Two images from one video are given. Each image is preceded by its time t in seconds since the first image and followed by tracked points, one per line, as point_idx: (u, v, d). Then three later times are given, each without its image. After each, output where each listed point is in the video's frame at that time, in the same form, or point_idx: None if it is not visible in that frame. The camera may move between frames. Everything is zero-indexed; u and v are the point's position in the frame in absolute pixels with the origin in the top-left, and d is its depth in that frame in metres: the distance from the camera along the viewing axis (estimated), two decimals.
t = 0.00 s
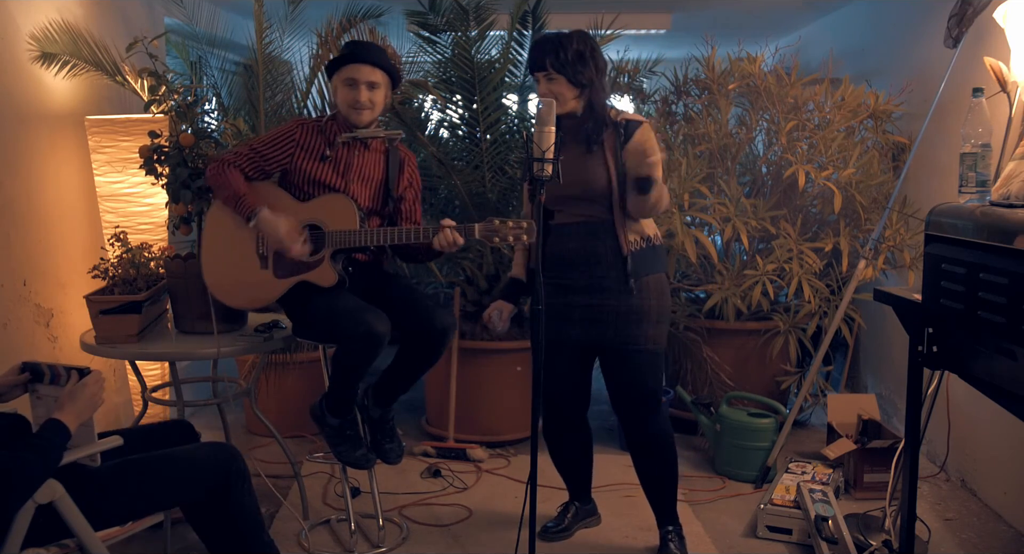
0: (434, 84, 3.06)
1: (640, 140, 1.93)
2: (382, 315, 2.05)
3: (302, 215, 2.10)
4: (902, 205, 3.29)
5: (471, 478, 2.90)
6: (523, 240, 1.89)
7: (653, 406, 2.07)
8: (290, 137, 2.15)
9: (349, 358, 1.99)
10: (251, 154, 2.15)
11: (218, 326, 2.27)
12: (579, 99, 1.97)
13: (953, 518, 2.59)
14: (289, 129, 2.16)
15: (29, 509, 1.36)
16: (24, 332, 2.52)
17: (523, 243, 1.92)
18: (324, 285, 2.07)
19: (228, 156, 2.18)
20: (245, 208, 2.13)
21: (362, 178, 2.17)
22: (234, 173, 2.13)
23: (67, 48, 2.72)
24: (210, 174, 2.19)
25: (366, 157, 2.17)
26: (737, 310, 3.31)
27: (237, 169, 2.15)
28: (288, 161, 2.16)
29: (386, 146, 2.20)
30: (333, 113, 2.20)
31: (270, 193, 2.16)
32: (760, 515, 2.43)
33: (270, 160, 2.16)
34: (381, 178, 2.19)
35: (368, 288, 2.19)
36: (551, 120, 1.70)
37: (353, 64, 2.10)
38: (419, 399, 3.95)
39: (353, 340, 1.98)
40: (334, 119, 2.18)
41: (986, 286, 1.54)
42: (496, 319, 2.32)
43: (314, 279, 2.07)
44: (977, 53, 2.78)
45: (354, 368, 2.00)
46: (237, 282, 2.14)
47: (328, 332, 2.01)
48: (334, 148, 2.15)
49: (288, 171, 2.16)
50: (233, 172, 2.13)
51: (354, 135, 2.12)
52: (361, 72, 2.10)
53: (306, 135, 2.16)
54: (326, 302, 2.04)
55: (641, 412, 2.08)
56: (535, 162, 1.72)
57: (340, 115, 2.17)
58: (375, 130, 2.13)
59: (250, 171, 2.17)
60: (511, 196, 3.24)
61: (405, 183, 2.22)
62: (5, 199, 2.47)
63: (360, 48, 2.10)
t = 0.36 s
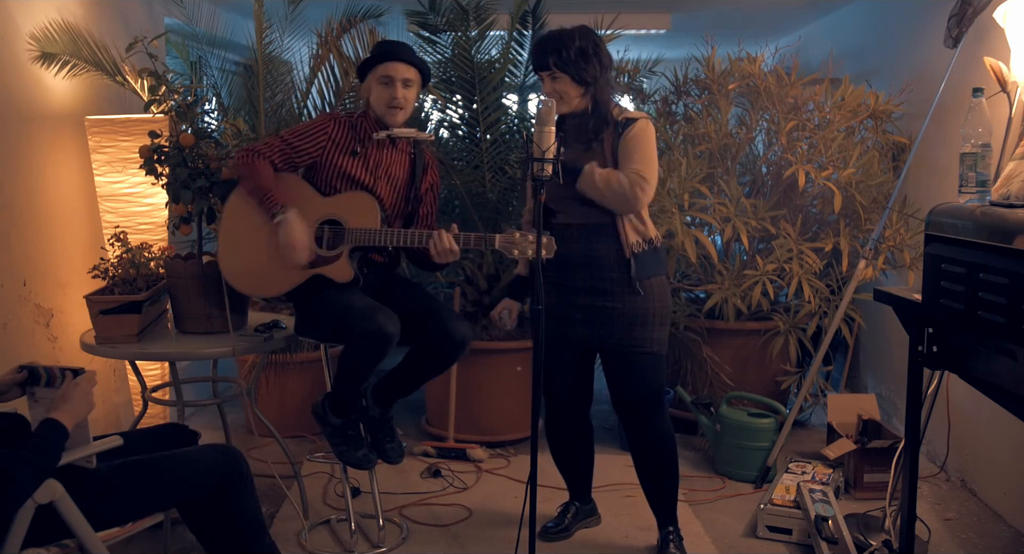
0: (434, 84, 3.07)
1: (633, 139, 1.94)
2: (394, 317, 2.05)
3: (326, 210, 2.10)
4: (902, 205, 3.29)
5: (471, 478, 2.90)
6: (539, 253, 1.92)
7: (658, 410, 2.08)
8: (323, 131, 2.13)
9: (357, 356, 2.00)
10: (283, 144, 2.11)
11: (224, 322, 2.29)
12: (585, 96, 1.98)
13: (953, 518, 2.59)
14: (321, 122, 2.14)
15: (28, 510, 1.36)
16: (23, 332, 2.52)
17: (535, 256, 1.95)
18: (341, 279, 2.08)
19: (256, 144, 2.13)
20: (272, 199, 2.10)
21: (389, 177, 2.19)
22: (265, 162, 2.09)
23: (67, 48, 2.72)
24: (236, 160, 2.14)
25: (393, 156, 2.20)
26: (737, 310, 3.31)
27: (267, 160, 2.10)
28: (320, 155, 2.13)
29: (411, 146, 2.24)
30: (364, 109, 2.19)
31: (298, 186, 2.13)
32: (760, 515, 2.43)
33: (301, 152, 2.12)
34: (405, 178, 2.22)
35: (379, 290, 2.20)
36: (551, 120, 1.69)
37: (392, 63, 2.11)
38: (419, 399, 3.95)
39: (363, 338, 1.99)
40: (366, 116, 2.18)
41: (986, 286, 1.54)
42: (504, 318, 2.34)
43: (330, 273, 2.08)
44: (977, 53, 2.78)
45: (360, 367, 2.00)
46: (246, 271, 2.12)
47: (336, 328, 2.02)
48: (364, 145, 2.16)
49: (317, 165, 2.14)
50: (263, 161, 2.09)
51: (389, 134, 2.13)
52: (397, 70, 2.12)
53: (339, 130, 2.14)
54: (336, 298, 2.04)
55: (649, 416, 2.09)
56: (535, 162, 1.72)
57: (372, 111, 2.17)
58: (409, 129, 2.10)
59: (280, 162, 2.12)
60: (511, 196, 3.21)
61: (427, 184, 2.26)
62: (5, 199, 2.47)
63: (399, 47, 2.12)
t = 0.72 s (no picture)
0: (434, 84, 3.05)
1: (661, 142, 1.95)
2: (397, 314, 2.05)
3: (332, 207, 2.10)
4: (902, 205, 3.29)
5: (471, 478, 2.90)
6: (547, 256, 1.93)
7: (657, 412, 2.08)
8: (328, 126, 2.14)
9: (361, 354, 2.00)
10: (289, 139, 2.13)
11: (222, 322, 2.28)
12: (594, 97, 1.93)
13: (953, 518, 2.59)
14: (327, 118, 2.15)
15: (28, 510, 1.36)
16: (23, 332, 2.52)
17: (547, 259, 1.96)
18: (346, 278, 2.09)
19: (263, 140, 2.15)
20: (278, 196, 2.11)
21: (395, 174, 2.18)
22: (271, 158, 2.10)
23: (67, 48, 2.73)
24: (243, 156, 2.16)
25: (399, 153, 2.19)
26: (737, 310, 3.31)
27: (274, 155, 2.11)
28: (326, 150, 2.15)
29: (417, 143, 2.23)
30: (369, 105, 2.20)
31: (303, 182, 2.14)
32: (760, 515, 2.43)
33: (307, 147, 2.14)
34: (412, 174, 2.21)
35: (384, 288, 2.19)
36: (551, 120, 1.69)
37: (395, 59, 2.13)
38: (419, 399, 3.95)
39: (368, 336, 1.99)
40: (371, 111, 2.18)
41: (986, 287, 1.54)
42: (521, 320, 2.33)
43: (339, 272, 2.09)
44: (977, 52, 2.78)
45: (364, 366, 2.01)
46: (249, 268, 2.13)
47: (342, 326, 2.02)
48: (369, 141, 2.16)
49: (323, 161, 2.16)
50: (270, 157, 2.10)
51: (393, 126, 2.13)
52: (398, 63, 2.13)
53: (344, 125, 2.15)
54: (340, 297, 2.05)
55: (648, 417, 2.09)
56: (535, 162, 1.72)
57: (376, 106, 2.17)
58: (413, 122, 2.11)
59: (286, 158, 2.13)
60: (511, 196, 3.22)
61: (433, 182, 2.24)
62: (5, 199, 2.47)
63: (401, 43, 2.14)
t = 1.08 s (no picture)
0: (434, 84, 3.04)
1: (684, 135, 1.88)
2: (385, 311, 2.04)
3: (321, 209, 2.12)
4: (902, 205, 3.29)
5: (471, 478, 2.90)
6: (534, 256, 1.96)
7: (661, 413, 2.07)
8: (325, 131, 2.17)
9: (350, 353, 1.99)
10: (285, 142, 2.16)
11: (220, 324, 2.29)
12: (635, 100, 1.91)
13: (953, 518, 2.59)
14: (324, 123, 2.18)
15: (28, 510, 1.36)
16: (23, 333, 2.52)
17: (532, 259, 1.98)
18: (334, 278, 2.09)
19: (261, 143, 2.19)
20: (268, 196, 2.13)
21: (388, 181, 2.18)
22: (265, 159, 2.14)
23: (67, 48, 2.73)
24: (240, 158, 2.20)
25: (395, 160, 2.19)
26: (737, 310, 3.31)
27: (268, 157, 2.15)
28: (321, 155, 2.17)
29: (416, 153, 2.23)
30: (368, 112, 2.22)
31: (297, 185, 2.17)
32: (760, 515, 2.43)
33: (302, 151, 2.16)
34: (407, 183, 2.21)
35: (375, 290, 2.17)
36: (551, 120, 1.69)
37: (395, 66, 2.16)
38: (419, 399, 3.95)
39: (357, 334, 1.98)
40: (370, 119, 2.20)
41: (986, 286, 1.54)
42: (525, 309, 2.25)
43: (325, 271, 2.09)
44: (977, 53, 2.78)
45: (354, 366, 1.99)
46: (241, 269, 2.16)
47: (331, 325, 2.00)
48: (365, 147, 2.18)
49: (317, 165, 2.18)
50: (264, 158, 2.15)
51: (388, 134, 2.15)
52: (396, 71, 2.15)
53: (340, 131, 2.17)
54: (331, 296, 2.04)
55: (649, 417, 2.09)
56: (535, 162, 1.72)
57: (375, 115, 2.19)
58: (409, 132, 2.12)
59: (282, 161, 2.17)
60: (511, 196, 3.21)
61: (427, 192, 2.24)
62: (5, 199, 2.47)
63: (403, 53, 2.16)
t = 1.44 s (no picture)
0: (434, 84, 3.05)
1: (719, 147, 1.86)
2: (384, 310, 2.04)
3: (320, 207, 2.13)
4: (902, 205, 3.29)
5: (471, 478, 2.90)
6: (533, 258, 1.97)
7: (664, 415, 2.06)
8: (327, 132, 2.17)
9: (349, 352, 1.97)
10: (286, 141, 2.17)
11: (220, 324, 2.28)
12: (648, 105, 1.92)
13: (953, 518, 2.59)
14: (325, 123, 2.18)
15: (28, 510, 1.36)
16: (23, 332, 2.52)
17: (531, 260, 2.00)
18: (333, 277, 2.10)
19: (263, 140, 2.20)
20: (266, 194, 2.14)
21: (388, 182, 2.18)
22: (265, 157, 2.15)
23: (67, 48, 2.72)
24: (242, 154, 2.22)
25: (396, 163, 2.18)
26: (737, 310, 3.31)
27: (269, 155, 2.16)
28: (321, 156, 2.17)
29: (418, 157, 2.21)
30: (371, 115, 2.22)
31: (296, 184, 2.18)
32: (760, 515, 2.43)
33: (303, 149, 2.17)
34: (408, 186, 2.20)
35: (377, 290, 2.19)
36: (551, 120, 1.69)
37: (397, 71, 2.16)
38: (419, 400, 3.95)
39: (355, 332, 1.97)
40: (371, 122, 2.20)
41: (986, 286, 1.54)
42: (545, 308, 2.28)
43: (323, 269, 2.10)
44: (977, 53, 2.78)
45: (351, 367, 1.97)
46: (241, 266, 2.15)
47: (330, 323, 2.00)
48: (366, 149, 2.17)
49: (318, 166, 2.19)
50: (265, 156, 2.16)
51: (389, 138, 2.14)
52: (397, 76, 2.16)
53: (342, 132, 2.18)
54: (330, 295, 2.04)
55: (650, 418, 2.09)
56: (536, 162, 1.72)
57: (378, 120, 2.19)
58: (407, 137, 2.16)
59: (283, 158, 2.19)
60: (511, 197, 3.22)
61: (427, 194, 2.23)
62: (5, 199, 2.47)
63: (406, 58, 2.17)
